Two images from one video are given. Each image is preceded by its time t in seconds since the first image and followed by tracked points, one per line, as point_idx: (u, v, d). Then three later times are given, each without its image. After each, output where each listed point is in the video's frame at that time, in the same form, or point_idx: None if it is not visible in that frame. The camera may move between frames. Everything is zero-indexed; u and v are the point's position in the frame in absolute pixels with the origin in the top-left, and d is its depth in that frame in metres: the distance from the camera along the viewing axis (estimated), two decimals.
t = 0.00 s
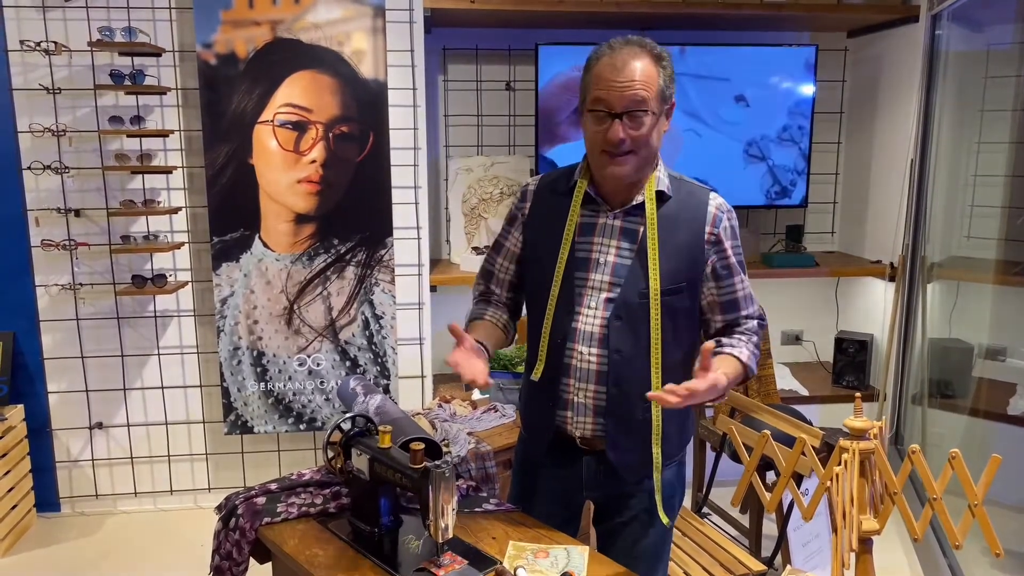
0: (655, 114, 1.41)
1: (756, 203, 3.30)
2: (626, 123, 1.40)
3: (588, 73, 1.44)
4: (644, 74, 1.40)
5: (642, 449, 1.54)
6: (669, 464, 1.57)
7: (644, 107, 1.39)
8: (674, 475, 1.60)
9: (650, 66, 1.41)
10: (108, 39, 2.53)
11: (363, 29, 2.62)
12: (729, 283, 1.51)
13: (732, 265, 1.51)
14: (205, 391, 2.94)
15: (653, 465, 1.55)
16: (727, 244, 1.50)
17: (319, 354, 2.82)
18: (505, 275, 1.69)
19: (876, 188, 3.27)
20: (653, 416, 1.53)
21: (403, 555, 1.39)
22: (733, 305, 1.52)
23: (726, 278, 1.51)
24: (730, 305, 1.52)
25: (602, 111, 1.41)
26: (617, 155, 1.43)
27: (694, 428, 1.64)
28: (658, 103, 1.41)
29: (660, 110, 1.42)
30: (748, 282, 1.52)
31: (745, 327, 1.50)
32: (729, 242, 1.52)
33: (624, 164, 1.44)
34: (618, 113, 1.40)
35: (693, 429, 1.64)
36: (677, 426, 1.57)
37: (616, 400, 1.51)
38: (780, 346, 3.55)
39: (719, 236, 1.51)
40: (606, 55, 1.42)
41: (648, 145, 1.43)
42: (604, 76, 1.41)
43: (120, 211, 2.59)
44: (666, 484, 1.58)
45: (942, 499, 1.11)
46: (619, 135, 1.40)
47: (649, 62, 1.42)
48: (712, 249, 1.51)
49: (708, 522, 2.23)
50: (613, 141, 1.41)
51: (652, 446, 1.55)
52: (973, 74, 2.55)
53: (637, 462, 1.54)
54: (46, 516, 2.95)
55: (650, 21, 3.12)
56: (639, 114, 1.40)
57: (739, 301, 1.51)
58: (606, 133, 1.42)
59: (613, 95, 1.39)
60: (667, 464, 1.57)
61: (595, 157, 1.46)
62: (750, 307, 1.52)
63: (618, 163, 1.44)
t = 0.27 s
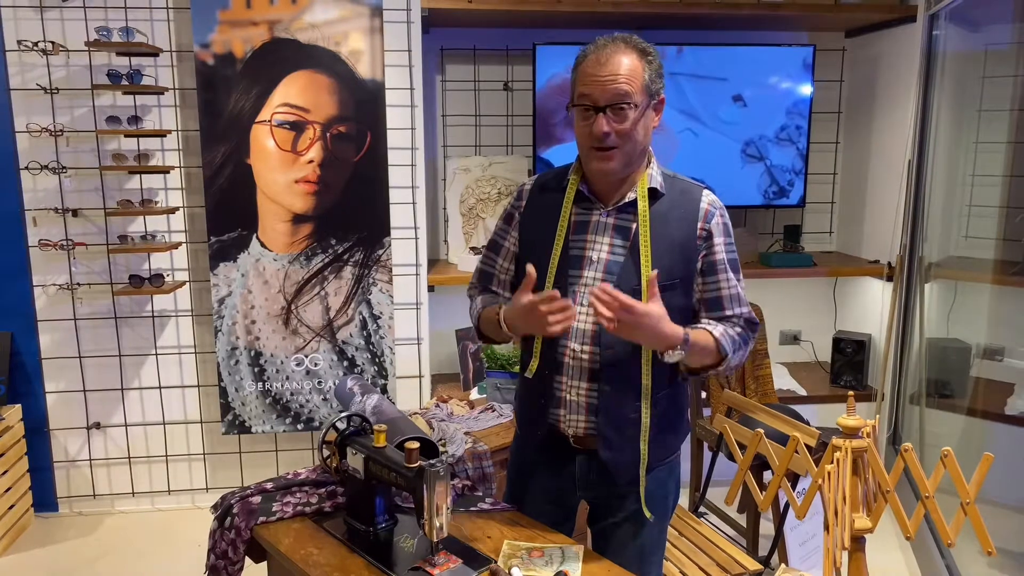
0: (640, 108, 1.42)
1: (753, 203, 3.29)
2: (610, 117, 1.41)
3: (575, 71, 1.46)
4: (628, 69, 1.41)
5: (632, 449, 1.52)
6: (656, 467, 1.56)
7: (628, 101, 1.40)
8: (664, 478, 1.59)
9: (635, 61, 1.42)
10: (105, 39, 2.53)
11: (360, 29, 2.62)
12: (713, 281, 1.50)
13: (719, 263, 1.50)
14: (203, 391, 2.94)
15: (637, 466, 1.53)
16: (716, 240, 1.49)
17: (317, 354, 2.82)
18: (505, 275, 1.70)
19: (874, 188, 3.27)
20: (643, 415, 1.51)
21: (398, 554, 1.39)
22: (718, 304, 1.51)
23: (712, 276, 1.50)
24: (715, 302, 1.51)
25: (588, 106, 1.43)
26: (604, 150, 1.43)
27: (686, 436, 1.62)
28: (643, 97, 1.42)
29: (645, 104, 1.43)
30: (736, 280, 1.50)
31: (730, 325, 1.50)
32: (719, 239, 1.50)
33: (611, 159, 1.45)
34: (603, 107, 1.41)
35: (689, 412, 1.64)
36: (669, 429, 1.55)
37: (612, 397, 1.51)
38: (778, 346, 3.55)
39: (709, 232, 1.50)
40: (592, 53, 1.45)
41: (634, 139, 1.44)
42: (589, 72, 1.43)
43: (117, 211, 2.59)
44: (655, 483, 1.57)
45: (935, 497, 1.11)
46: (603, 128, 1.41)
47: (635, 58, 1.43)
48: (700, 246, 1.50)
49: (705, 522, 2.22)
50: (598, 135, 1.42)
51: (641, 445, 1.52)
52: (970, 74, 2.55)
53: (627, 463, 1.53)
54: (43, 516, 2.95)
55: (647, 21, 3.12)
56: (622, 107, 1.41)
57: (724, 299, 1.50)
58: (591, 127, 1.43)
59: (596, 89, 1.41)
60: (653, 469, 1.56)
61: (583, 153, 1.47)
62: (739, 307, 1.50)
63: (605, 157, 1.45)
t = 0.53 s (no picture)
0: (631, 105, 1.42)
1: (751, 202, 3.29)
2: (602, 115, 1.42)
3: (566, 72, 1.47)
4: (618, 67, 1.42)
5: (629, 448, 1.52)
6: (656, 466, 1.56)
7: (618, 99, 1.41)
8: (661, 477, 1.58)
9: (625, 60, 1.43)
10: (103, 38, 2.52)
11: (358, 28, 2.62)
12: (717, 279, 1.50)
13: (721, 259, 1.49)
14: (201, 390, 2.93)
15: (638, 467, 1.53)
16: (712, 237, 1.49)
17: (315, 353, 2.82)
18: (497, 272, 1.69)
19: (873, 188, 3.27)
20: (641, 414, 1.51)
21: (395, 552, 1.39)
22: (722, 301, 1.50)
23: (715, 274, 1.50)
24: (719, 301, 1.50)
25: (579, 106, 1.43)
26: (596, 148, 1.44)
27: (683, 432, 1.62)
28: (634, 95, 1.42)
29: (637, 103, 1.43)
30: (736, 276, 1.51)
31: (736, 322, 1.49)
32: (717, 236, 1.50)
33: (604, 158, 1.45)
34: (594, 106, 1.42)
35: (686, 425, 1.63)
36: (667, 428, 1.55)
37: (606, 397, 1.51)
38: (776, 346, 3.56)
39: (707, 229, 1.50)
40: (582, 53, 1.46)
41: (626, 137, 1.44)
42: (580, 72, 1.44)
43: (116, 210, 2.59)
44: (655, 483, 1.57)
45: (932, 496, 1.11)
46: (594, 126, 1.42)
47: (625, 57, 1.44)
48: (700, 244, 1.50)
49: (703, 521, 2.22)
50: (589, 134, 1.43)
51: (639, 445, 1.52)
52: (969, 74, 2.55)
53: (623, 463, 1.53)
54: (41, 515, 2.95)
55: (646, 20, 3.12)
56: (613, 105, 1.41)
57: (728, 297, 1.50)
58: (583, 127, 1.44)
59: (587, 89, 1.42)
60: (652, 470, 1.55)
61: (576, 153, 1.48)
62: (742, 301, 1.51)
63: (598, 156, 1.45)
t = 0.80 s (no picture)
0: (621, 101, 1.43)
1: (751, 202, 3.30)
2: (591, 110, 1.43)
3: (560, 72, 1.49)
4: (608, 63, 1.43)
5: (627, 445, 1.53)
6: (656, 461, 1.56)
7: (608, 94, 1.42)
8: (661, 474, 1.59)
9: (616, 56, 1.44)
10: (105, 38, 2.52)
11: (359, 28, 2.62)
12: (703, 276, 1.49)
13: (709, 257, 1.48)
14: (202, 390, 2.93)
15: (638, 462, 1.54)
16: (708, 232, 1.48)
17: (316, 352, 2.82)
18: (506, 275, 1.71)
19: (872, 188, 3.28)
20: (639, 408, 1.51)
21: (398, 551, 1.39)
22: (708, 298, 1.49)
23: (702, 270, 1.49)
24: (704, 297, 1.49)
25: (570, 103, 1.45)
26: (586, 144, 1.45)
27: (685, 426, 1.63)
28: (625, 90, 1.43)
29: (628, 98, 1.43)
30: (726, 276, 1.48)
31: (719, 320, 1.48)
32: (710, 233, 1.49)
33: (595, 154, 1.46)
34: (582, 102, 1.43)
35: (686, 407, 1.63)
36: (666, 421, 1.56)
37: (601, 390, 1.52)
38: (776, 345, 3.56)
39: (702, 225, 1.49)
40: (575, 53, 1.48)
41: (617, 132, 1.44)
42: (571, 71, 1.46)
43: (117, 209, 2.59)
44: (658, 476, 1.58)
45: (935, 494, 1.12)
46: (583, 122, 1.43)
47: (617, 53, 1.45)
48: (690, 240, 1.49)
49: (704, 520, 2.23)
50: (578, 130, 1.44)
51: (639, 441, 1.53)
52: (969, 74, 2.55)
53: (623, 459, 1.54)
54: (42, 515, 2.95)
55: (646, 20, 3.12)
56: (602, 101, 1.42)
57: (713, 294, 1.48)
58: (573, 123, 1.45)
59: (577, 85, 1.43)
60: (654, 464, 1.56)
61: (570, 150, 1.49)
62: (729, 302, 1.48)
63: (589, 152, 1.46)
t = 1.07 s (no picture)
0: (608, 98, 1.43)
1: (750, 201, 3.30)
2: (577, 109, 1.43)
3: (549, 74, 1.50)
4: (594, 61, 1.44)
5: (621, 444, 1.52)
6: (647, 461, 1.56)
7: (593, 92, 1.42)
8: (655, 472, 1.58)
9: (602, 54, 1.45)
10: (104, 37, 2.52)
11: (359, 27, 2.62)
12: (706, 270, 1.49)
13: (711, 250, 1.49)
14: (202, 389, 2.93)
15: (625, 460, 1.53)
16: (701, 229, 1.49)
17: (316, 352, 2.82)
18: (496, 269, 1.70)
19: (871, 186, 3.28)
20: (630, 404, 1.51)
21: (399, 550, 1.39)
22: (712, 291, 1.49)
23: (706, 264, 1.49)
24: (711, 291, 1.50)
25: (557, 103, 1.46)
26: (575, 142, 1.45)
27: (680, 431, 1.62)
28: (611, 88, 1.43)
29: (615, 95, 1.43)
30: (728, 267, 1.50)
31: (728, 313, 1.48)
32: (708, 227, 1.50)
33: (584, 152, 1.46)
34: (569, 101, 1.44)
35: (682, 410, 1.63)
36: (660, 418, 1.56)
37: (596, 388, 1.51)
38: (776, 344, 3.57)
39: (696, 220, 1.50)
40: (563, 55, 1.49)
41: (604, 130, 1.44)
42: (559, 72, 1.47)
43: (116, 209, 2.59)
44: (644, 477, 1.57)
45: (935, 490, 1.12)
46: (570, 121, 1.43)
47: (603, 51, 1.45)
48: (689, 235, 1.50)
49: (703, 518, 2.23)
50: (566, 129, 1.44)
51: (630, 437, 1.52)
52: (967, 73, 2.56)
53: (617, 457, 1.53)
54: (42, 515, 2.95)
55: (646, 19, 3.12)
56: (588, 99, 1.42)
57: (718, 287, 1.49)
58: (560, 122, 1.45)
59: (563, 85, 1.44)
60: (642, 465, 1.56)
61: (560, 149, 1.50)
62: (734, 291, 1.49)
63: (578, 150, 1.46)
